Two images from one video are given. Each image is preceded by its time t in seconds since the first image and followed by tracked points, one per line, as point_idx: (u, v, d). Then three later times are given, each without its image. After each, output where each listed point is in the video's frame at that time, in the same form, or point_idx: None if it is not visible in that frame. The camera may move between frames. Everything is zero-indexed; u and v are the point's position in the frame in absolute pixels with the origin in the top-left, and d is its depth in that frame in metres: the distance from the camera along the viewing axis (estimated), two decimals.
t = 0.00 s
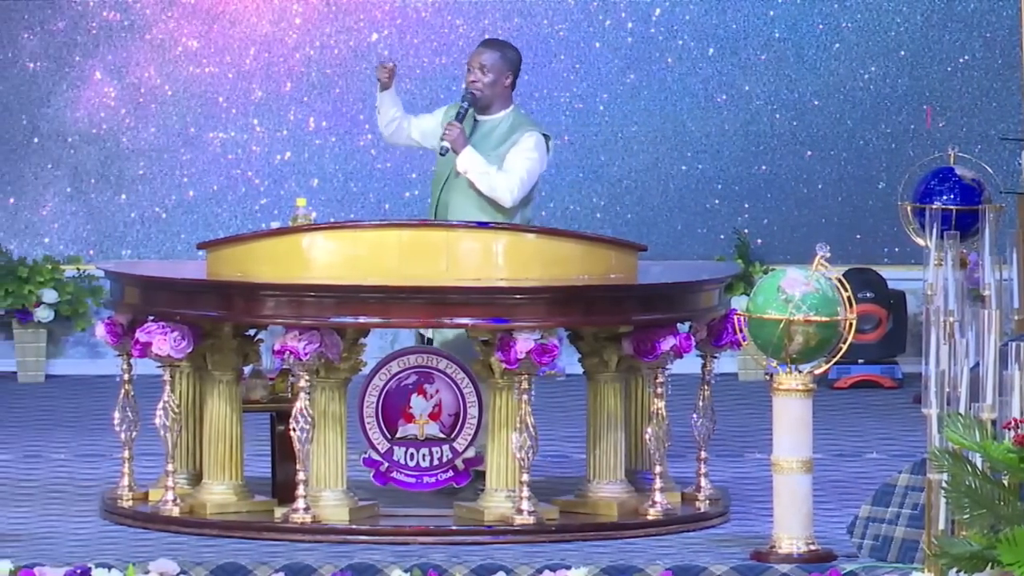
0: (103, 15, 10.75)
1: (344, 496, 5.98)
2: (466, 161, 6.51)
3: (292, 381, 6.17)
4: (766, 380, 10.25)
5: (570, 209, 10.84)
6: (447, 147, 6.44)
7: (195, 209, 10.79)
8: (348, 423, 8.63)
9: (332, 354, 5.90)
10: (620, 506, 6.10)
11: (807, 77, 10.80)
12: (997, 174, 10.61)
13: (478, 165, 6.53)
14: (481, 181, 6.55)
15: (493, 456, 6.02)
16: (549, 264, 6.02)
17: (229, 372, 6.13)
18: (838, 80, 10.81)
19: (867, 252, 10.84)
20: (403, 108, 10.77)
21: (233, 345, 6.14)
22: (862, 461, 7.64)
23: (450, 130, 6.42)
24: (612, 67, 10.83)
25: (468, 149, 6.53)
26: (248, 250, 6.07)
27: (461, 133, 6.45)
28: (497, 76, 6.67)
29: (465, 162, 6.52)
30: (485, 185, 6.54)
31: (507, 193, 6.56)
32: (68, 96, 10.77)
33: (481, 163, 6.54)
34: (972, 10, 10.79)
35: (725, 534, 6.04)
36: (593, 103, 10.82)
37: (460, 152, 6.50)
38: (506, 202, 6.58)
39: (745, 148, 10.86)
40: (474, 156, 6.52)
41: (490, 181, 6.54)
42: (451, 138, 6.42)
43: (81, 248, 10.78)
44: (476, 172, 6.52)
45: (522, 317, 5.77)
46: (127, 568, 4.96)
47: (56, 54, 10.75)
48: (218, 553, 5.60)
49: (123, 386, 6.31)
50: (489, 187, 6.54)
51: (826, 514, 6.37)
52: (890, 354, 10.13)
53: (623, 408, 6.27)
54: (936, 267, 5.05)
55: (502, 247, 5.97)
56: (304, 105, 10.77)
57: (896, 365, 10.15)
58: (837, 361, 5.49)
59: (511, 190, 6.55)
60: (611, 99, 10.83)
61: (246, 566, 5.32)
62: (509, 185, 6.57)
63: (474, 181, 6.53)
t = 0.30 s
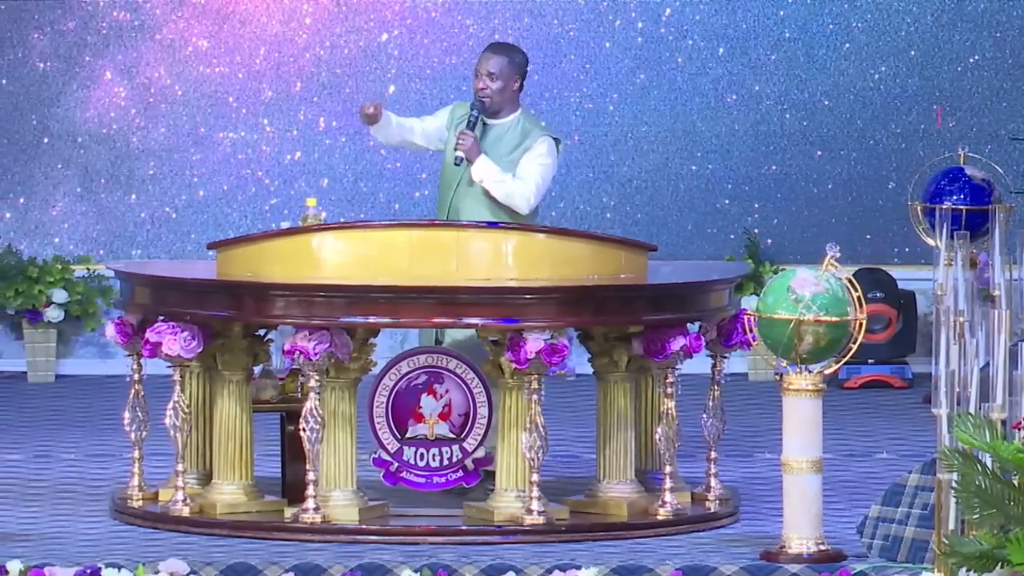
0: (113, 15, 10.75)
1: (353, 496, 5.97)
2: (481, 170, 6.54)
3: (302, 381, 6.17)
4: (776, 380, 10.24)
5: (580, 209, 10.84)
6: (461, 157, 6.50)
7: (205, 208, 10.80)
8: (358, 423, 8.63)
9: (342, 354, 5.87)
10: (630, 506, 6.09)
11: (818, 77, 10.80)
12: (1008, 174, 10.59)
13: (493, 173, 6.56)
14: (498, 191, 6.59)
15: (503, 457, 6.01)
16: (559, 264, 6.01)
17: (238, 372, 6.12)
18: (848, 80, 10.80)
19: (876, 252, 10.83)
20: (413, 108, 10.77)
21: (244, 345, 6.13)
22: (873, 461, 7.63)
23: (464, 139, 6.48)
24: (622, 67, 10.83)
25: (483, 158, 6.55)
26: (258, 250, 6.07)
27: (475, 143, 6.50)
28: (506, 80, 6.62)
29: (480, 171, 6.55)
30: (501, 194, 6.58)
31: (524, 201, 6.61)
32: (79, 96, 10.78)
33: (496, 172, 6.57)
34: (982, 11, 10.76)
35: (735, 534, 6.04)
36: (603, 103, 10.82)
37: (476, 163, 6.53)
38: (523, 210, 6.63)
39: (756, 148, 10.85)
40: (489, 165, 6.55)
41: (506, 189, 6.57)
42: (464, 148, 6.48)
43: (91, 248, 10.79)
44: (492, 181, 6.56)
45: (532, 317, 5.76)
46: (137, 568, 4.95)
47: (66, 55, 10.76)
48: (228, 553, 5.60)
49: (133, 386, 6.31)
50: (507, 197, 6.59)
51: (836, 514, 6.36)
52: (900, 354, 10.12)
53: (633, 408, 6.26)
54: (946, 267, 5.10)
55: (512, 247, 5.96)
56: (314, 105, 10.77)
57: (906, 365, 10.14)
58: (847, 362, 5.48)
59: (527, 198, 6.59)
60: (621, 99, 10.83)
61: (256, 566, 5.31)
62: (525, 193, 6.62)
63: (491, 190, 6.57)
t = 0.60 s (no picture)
0: (125, 15, 10.76)
1: (365, 496, 5.97)
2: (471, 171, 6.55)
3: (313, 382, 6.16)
4: (787, 380, 10.23)
5: (592, 209, 10.84)
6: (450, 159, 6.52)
7: (216, 208, 10.81)
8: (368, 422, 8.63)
9: (353, 354, 5.86)
10: (641, 506, 6.09)
11: (829, 77, 10.78)
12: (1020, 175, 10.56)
13: (484, 173, 6.57)
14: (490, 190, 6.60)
15: (514, 457, 6.01)
16: (571, 264, 6.00)
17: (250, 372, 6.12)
18: (860, 80, 10.79)
19: (888, 252, 10.82)
20: (425, 108, 10.78)
21: (255, 345, 6.13)
22: (884, 461, 7.62)
23: (450, 142, 6.50)
24: (634, 68, 10.82)
25: (471, 159, 6.57)
26: (270, 250, 6.07)
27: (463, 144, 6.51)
28: (490, 79, 6.61)
29: (470, 172, 6.56)
30: (494, 192, 6.59)
31: (517, 198, 6.61)
32: (90, 96, 10.78)
33: (486, 172, 6.58)
34: (994, 11, 10.72)
35: (746, 534, 6.03)
36: (614, 103, 10.82)
37: (466, 164, 6.55)
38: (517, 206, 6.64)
39: (767, 148, 10.84)
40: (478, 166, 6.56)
41: (499, 188, 6.59)
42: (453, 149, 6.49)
43: (102, 248, 10.80)
44: (483, 180, 6.57)
45: (543, 317, 5.75)
46: (148, 569, 4.95)
47: (78, 55, 10.77)
48: (240, 553, 5.60)
49: (144, 386, 6.31)
50: (499, 194, 6.60)
51: (847, 514, 6.35)
52: (911, 354, 10.11)
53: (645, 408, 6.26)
54: (957, 267, 5.04)
55: (523, 247, 5.95)
56: (325, 105, 10.77)
57: (918, 365, 10.13)
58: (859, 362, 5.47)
59: (520, 194, 6.60)
60: (632, 99, 10.82)
61: (268, 567, 5.31)
62: (517, 190, 6.62)
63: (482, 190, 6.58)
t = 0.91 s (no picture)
0: (133, 15, 10.77)
1: (373, 496, 5.97)
2: (440, 173, 6.55)
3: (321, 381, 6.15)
4: (796, 381, 10.23)
5: (600, 209, 10.83)
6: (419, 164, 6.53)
7: (225, 208, 10.82)
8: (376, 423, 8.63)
9: (361, 354, 5.88)
10: (649, 506, 6.08)
11: (837, 77, 10.77)
12: None
13: (453, 175, 6.57)
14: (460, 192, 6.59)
15: (522, 456, 6.00)
16: (579, 263, 5.99)
17: (258, 372, 6.12)
18: (868, 80, 10.78)
19: (896, 252, 10.80)
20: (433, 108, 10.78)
21: (263, 344, 6.13)
22: (892, 461, 7.61)
23: (420, 144, 6.52)
24: (642, 68, 10.82)
25: (440, 161, 6.57)
26: (277, 250, 6.07)
27: (432, 147, 6.54)
28: (458, 81, 6.61)
29: (440, 175, 6.56)
30: (464, 194, 6.58)
31: (488, 199, 6.61)
32: (98, 96, 10.79)
33: (455, 173, 6.58)
34: (1002, 11, 10.69)
35: (755, 534, 6.03)
36: (622, 103, 10.82)
37: (434, 167, 6.55)
38: (488, 207, 6.63)
39: (775, 148, 10.83)
40: (448, 168, 6.56)
41: (468, 190, 6.58)
42: (422, 154, 6.51)
43: (110, 248, 10.80)
44: (452, 182, 6.57)
45: (552, 317, 5.74)
46: (157, 569, 4.95)
47: (86, 54, 10.78)
48: (248, 554, 5.60)
49: (152, 385, 6.30)
50: (470, 196, 6.58)
51: (855, 514, 6.34)
52: (919, 354, 10.10)
53: (653, 408, 6.25)
54: (965, 267, 5.04)
55: (532, 247, 5.95)
56: (333, 105, 10.77)
57: (926, 364, 10.11)
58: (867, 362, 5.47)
59: (490, 195, 6.60)
60: (640, 99, 10.82)
61: (276, 566, 5.31)
62: (488, 191, 6.62)
63: (453, 191, 6.57)
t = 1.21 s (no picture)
0: (144, 15, 10.77)
1: (385, 497, 5.97)
2: (415, 163, 6.57)
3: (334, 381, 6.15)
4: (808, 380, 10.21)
5: (612, 209, 10.83)
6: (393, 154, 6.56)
7: (237, 208, 10.82)
8: (388, 423, 8.63)
9: (373, 354, 5.87)
10: (662, 506, 6.07)
11: (849, 77, 10.76)
12: None
13: (428, 165, 6.59)
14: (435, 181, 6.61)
15: (535, 456, 5.99)
16: (591, 263, 5.98)
17: (270, 371, 6.12)
18: (880, 80, 10.75)
19: (908, 252, 10.79)
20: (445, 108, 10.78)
21: (275, 345, 6.13)
22: (903, 461, 7.60)
23: (392, 135, 6.54)
24: (653, 68, 10.81)
25: (413, 152, 6.58)
26: (289, 250, 6.07)
27: (404, 138, 6.56)
28: (429, 73, 6.57)
29: (415, 165, 6.58)
30: (439, 183, 6.60)
31: (463, 187, 6.64)
32: (109, 96, 10.80)
33: (430, 163, 6.60)
34: (1014, 11, 10.67)
35: (767, 534, 6.02)
36: (633, 103, 10.81)
37: (408, 157, 6.56)
38: (463, 196, 6.65)
39: (787, 149, 10.82)
40: (422, 158, 6.58)
41: (443, 179, 6.60)
42: (394, 145, 6.54)
43: (122, 248, 10.80)
44: (427, 172, 6.59)
45: (564, 317, 5.73)
46: (168, 568, 4.95)
47: (98, 55, 10.79)
48: (260, 554, 5.60)
49: (164, 385, 6.30)
50: (445, 184, 6.61)
51: (867, 514, 6.33)
52: (930, 354, 10.09)
53: (665, 408, 6.24)
54: (977, 267, 5.04)
55: (543, 247, 5.93)
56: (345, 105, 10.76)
57: (937, 364, 10.10)
58: (879, 362, 5.44)
59: (466, 184, 6.63)
60: (652, 99, 10.81)
61: (288, 567, 5.30)
62: (462, 180, 6.64)
63: (428, 181, 6.59)
